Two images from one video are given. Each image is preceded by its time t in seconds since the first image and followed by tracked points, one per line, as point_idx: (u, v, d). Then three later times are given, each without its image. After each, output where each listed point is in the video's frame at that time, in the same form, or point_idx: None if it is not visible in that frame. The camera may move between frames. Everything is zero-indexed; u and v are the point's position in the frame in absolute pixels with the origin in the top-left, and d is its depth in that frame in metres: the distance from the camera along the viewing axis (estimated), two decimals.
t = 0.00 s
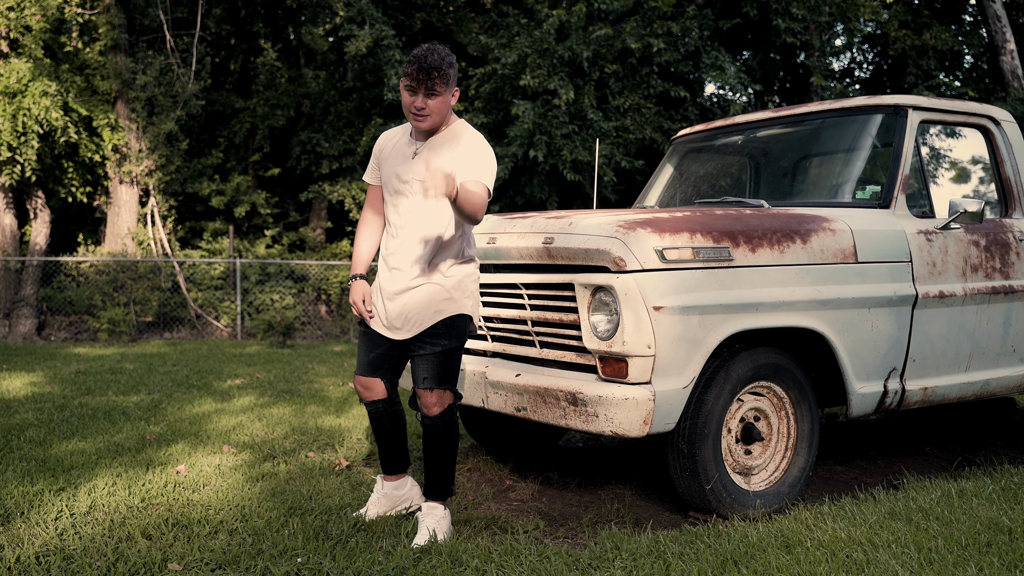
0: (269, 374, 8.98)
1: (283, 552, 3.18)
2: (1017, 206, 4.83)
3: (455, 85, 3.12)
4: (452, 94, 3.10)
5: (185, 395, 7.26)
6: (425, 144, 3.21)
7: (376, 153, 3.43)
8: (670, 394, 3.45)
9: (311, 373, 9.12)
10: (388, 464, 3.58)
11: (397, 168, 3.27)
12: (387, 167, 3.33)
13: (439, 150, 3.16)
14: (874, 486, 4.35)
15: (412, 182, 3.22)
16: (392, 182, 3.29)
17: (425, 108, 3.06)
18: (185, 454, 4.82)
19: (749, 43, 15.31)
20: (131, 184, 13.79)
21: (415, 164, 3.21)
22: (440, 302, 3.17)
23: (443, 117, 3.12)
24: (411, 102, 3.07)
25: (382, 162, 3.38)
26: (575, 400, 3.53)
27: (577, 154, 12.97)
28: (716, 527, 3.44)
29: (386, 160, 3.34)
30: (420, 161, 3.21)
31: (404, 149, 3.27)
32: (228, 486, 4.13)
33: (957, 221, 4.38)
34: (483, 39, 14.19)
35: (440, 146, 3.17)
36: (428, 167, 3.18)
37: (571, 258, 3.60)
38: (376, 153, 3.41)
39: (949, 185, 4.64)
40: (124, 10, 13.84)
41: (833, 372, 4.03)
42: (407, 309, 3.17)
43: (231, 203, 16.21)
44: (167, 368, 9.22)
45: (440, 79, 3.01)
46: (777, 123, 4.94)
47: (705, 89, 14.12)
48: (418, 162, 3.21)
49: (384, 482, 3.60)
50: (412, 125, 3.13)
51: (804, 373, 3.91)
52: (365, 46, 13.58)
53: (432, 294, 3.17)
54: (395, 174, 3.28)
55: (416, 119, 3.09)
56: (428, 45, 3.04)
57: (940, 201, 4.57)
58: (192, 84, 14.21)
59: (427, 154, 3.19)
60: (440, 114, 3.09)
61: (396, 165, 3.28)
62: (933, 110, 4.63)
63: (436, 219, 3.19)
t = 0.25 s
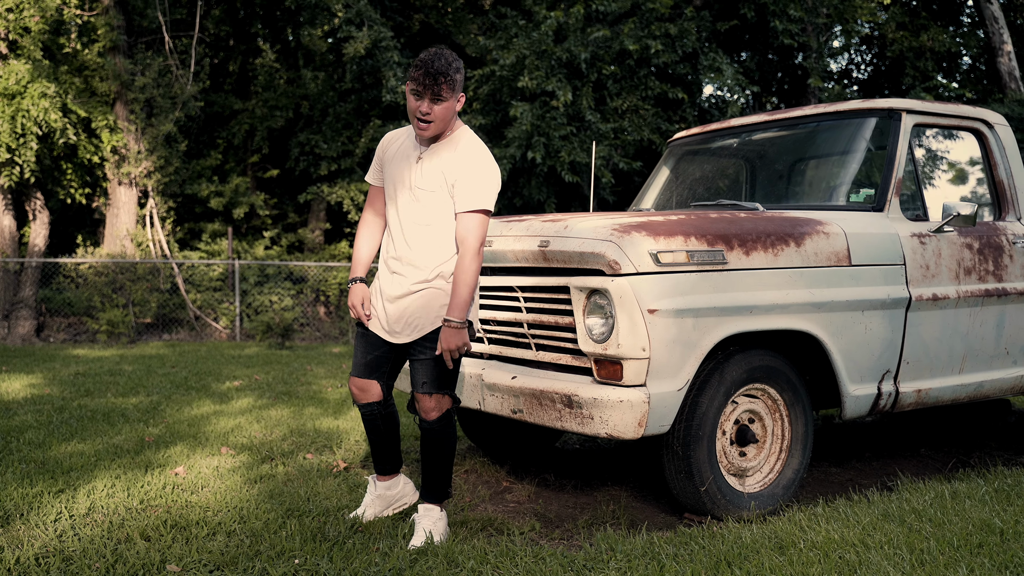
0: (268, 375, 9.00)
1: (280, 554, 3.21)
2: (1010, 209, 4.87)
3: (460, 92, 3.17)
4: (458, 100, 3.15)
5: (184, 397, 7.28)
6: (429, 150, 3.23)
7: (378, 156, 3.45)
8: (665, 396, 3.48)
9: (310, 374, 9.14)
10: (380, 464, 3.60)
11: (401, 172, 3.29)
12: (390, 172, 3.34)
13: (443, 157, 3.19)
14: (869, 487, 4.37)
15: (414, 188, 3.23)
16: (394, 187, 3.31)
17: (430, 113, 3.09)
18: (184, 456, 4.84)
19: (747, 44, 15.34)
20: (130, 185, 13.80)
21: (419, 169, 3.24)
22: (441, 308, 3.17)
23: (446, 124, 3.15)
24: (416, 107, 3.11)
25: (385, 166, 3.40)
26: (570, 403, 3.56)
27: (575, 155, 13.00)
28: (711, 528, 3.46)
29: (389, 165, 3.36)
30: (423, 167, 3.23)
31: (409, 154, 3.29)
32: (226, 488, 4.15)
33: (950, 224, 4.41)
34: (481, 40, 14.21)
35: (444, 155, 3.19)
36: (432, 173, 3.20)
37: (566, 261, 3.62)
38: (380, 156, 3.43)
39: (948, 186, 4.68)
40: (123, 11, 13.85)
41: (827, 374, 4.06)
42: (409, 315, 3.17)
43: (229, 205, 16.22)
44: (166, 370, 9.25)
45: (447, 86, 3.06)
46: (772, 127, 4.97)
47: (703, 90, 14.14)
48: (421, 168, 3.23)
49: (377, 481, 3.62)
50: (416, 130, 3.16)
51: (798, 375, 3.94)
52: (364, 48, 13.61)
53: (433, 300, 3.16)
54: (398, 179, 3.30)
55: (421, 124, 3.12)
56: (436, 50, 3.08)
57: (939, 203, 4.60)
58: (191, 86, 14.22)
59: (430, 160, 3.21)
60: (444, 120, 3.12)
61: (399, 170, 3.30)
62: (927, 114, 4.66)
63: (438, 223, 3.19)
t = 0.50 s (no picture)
0: (266, 377, 9.02)
1: (277, 555, 3.24)
2: (1003, 212, 4.90)
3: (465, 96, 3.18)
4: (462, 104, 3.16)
5: (182, 398, 7.30)
6: (432, 153, 3.25)
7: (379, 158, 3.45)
8: (659, 398, 3.51)
9: (307, 375, 9.16)
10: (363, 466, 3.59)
11: (403, 175, 3.30)
12: (393, 175, 3.35)
13: (447, 161, 3.21)
14: (862, 488, 4.41)
15: (418, 191, 3.24)
16: (397, 189, 3.32)
17: (435, 117, 3.11)
18: (182, 457, 4.87)
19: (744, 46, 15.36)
20: (128, 187, 13.82)
21: (422, 172, 3.25)
22: (445, 311, 3.20)
23: (451, 127, 3.17)
24: (421, 111, 3.12)
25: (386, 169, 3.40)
26: (566, 404, 3.58)
27: (573, 156, 13.03)
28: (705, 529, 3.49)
29: (391, 167, 3.37)
30: (427, 170, 3.24)
31: (411, 158, 3.30)
32: (224, 489, 4.17)
33: (944, 227, 4.44)
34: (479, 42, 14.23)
35: (448, 159, 3.21)
36: (435, 177, 3.21)
37: (561, 264, 3.65)
38: (381, 158, 3.43)
39: (945, 186, 4.73)
40: (122, 13, 13.86)
41: (821, 375, 4.09)
42: (412, 317, 3.19)
43: (228, 206, 16.24)
44: (164, 371, 9.27)
45: (453, 89, 3.07)
46: (768, 129, 5.00)
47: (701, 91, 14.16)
48: (425, 171, 3.24)
49: (358, 483, 3.61)
50: (420, 134, 3.17)
51: (792, 377, 3.96)
52: (362, 49, 13.61)
53: (439, 303, 3.19)
54: (401, 182, 3.31)
55: (425, 127, 3.13)
56: (442, 54, 3.10)
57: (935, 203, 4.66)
58: (189, 87, 14.24)
59: (434, 164, 3.23)
60: (448, 124, 3.14)
61: (402, 173, 3.31)
62: (920, 117, 4.69)
63: (442, 227, 3.21)
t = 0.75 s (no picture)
0: (263, 377, 9.03)
1: (274, 555, 3.26)
2: (997, 214, 4.92)
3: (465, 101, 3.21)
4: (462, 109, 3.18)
5: (180, 398, 7.32)
6: (432, 158, 3.27)
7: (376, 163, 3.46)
8: (654, 400, 3.53)
9: (305, 376, 9.18)
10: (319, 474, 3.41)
11: (403, 179, 3.32)
12: (392, 179, 3.36)
13: (447, 164, 3.24)
14: (856, 489, 4.43)
15: (418, 195, 3.26)
16: (396, 194, 3.33)
17: (435, 122, 3.13)
18: (180, 458, 4.89)
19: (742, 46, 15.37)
20: (127, 187, 13.82)
21: (421, 176, 3.27)
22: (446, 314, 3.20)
23: (450, 132, 3.20)
24: (420, 115, 3.14)
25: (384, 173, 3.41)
26: (561, 406, 3.61)
27: (570, 157, 13.05)
28: (699, 530, 3.51)
29: (390, 172, 3.38)
30: (427, 174, 3.26)
31: (410, 162, 3.32)
32: (221, 490, 4.19)
33: (938, 229, 4.46)
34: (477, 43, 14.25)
35: (447, 164, 3.24)
36: (436, 181, 3.23)
37: (557, 267, 3.67)
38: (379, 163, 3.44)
39: (943, 187, 4.78)
40: (121, 14, 13.87)
41: (816, 377, 4.11)
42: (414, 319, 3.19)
43: (226, 207, 16.25)
44: (162, 371, 9.29)
45: (454, 95, 3.09)
46: (763, 132, 5.02)
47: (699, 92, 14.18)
48: (425, 175, 3.26)
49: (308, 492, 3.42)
50: (419, 138, 3.19)
51: (786, 379, 3.99)
52: (360, 50, 13.62)
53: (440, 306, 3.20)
54: (400, 186, 3.32)
55: (425, 132, 3.15)
56: (442, 60, 3.11)
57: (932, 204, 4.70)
58: (188, 88, 14.25)
59: (434, 168, 3.25)
60: (448, 128, 3.16)
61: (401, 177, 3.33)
62: (915, 120, 4.71)
63: (443, 230, 3.22)
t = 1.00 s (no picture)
0: (262, 377, 9.04)
1: (270, 555, 3.28)
2: (992, 216, 4.94)
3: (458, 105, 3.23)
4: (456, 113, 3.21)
5: (178, 399, 7.34)
6: (426, 160, 3.28)
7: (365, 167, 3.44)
8: (649, 401, 3.55)
9: (303, 376, 9.20)
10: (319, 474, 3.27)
11: (397, 182, 3.31)
12: (385, 181, 3.35)
13: (442, 166, 3.26)
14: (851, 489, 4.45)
15: (414, 196, 3.26)
16: (390, 196, 3.32)
17: (431, 123, 3.14)
18: (178, 458, 4.91)
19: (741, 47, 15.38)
20: (126, 187, 13.84)
21: (417, 177, 3.27)
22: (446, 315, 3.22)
23: (445, 134, 3.22)
24: (416, 117, 3.15)
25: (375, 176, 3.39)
26: (556, 407, 3.63)
27: (569, 158, 13.07)
28: (694, 530, 3.53)
29: (382, 174, 3.36)
30: (423, 176, 3.27)
31: (403, 165, 3.32)
32: (219, 490, 4.21)
33: (932, 231, 4.49)
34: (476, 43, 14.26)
35: (443, 166, 3.26)
36: (432, 182, 3.25)
37: (552, 268, 3.69)
38: (369, 166, 3.42)
39: (938, 187, 4.82)
40: (120, 14, 13.88)
41: (810, 378, 4.13)
42: (414, 319, 3.19)
43: (225, 207, 16.27)
44: (161, 372, 9.30)
45: (450, 97, 3.12)
46: (759, 134, 5.03)
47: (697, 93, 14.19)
48: (420, 177, 3.27)
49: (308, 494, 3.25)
50: (414, 139, 3.19)
51: (781, 380, 4.01)
52: (359, 50, 13.62)
53: (440, 306, 3.21)
54: (395, 188, 3.32)
55: (420, 133, 3.16)
56: (437, 63, 3.14)
57: (928, 204, 4.76)
58: (186, 89, 14.26)
59: (430, 170, 3.26)
60: (443, 131, 3.18)
61: (394, 179, 3.33)
62: (909, 122, 4.74)
63: (441, 231, 3.23)
